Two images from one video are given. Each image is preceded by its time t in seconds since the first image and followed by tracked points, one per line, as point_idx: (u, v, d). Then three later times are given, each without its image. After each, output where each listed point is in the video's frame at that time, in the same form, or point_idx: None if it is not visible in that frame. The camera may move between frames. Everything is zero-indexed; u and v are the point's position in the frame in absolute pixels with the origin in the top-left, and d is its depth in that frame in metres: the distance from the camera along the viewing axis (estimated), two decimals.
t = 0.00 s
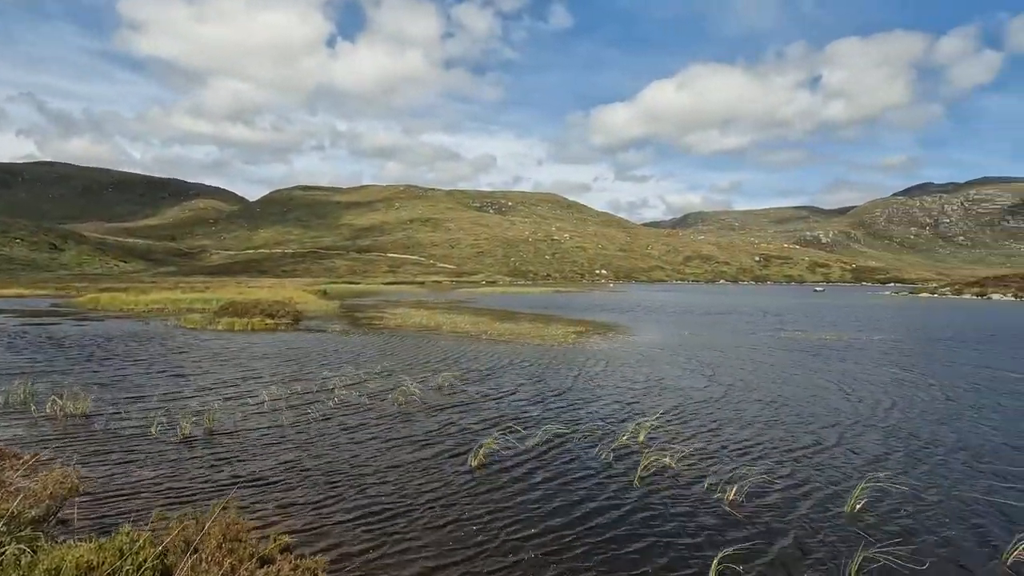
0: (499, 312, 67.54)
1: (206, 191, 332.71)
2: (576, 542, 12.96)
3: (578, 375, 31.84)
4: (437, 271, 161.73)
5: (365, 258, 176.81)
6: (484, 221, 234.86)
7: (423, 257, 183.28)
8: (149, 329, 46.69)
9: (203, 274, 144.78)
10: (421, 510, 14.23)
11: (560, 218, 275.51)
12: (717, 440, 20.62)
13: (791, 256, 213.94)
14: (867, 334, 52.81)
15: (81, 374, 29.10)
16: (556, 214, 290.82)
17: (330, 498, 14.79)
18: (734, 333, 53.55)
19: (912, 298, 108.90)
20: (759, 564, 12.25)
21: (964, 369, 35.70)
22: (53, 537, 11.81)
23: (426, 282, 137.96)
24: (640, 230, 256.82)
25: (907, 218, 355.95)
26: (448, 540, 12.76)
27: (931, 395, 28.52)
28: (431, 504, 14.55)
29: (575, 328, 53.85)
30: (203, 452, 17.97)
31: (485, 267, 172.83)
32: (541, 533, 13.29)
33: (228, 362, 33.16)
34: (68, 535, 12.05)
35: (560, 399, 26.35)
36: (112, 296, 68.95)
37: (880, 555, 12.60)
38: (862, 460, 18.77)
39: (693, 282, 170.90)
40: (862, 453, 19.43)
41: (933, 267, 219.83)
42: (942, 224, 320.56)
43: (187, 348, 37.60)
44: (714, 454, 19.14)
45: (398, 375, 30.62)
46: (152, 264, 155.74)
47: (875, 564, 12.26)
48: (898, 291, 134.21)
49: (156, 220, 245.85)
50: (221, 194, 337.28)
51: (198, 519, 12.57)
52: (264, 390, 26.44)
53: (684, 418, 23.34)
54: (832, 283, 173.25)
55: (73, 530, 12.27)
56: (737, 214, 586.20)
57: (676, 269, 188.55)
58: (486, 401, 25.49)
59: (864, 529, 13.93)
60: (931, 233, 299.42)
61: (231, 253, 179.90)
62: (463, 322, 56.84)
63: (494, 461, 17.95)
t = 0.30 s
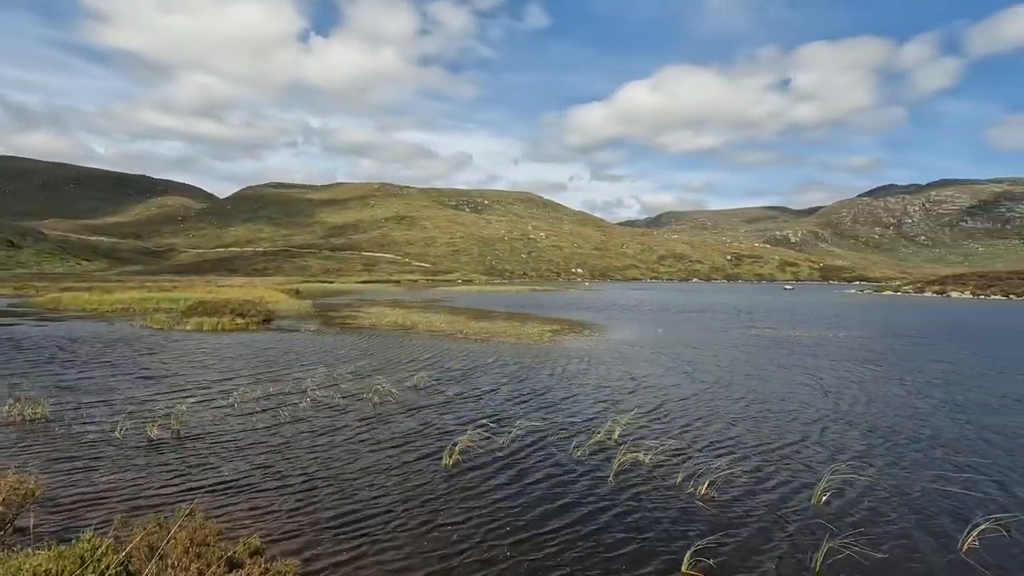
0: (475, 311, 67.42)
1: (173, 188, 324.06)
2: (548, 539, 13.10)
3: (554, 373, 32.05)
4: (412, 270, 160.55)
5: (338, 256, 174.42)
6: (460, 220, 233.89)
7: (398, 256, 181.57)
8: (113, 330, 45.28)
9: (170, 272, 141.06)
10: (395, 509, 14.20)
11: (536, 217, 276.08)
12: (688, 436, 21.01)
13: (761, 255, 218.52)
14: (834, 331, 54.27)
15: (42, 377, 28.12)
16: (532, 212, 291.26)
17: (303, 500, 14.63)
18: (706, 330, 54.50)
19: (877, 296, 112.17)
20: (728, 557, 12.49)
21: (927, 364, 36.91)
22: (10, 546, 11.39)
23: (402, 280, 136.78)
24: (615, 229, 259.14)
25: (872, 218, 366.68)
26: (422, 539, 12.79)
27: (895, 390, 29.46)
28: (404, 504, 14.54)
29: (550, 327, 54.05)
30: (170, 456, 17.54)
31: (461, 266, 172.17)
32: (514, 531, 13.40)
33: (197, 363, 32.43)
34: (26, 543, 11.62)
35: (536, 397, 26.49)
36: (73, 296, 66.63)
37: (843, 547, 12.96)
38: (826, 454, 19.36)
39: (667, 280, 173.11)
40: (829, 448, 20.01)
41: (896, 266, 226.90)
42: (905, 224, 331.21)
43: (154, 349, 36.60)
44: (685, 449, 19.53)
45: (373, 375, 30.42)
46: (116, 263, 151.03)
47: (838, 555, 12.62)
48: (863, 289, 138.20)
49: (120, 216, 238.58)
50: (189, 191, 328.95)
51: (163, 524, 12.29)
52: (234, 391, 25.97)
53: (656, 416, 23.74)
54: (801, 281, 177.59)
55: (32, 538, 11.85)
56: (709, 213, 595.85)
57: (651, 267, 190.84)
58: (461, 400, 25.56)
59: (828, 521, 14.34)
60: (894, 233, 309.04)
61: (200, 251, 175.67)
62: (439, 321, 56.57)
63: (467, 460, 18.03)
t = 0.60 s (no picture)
0: (450, 310, 67.25)
1: (138, 183, 314.51)
2: (524, 536, 13.20)
3: (530, 371, 32.20)
4: (386, 268, 159.03)
5: (311, 254, 171.70)
6: (435, 217, 232.47)
7: (372, 253, 179.70)
8: (74, 330, 43.66)
9: (135, 271, 136.99)
10: (369, 510, 14.11)
11: (512, 215, 276.30)
12: (661, 432, 21.39)
13: (733, 253, 222.73)
14: (803, 328, 55.65)
15: None
16: (507, 210, 291.09)
17: (278, 502, 14.39)
18: (679, 327, 55.33)
19: (843, 293, 115.27)
20: (700, 549, 12.77)
21: (890, 359, 38.14)
22: None
23: (376, 279, 135.46)
24: (591, 227, 261.01)
25: (838, 217, 376.96)
26: (396, 539, 12.76)
27: (862, 384, 30.38)
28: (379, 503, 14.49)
29: (526, 325, 54.22)
30: (137, 459, 17.13)
31: (436, 264, 171.25)
32: (489, 529, 13.46)
33: (164, 364, 31.62)
34: None
35: (512, 395, 26.60)
36: (30, 295, 63.94)
37: (812, 537, 13.36)
38: (795, 447, 19.92)
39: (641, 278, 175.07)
40: (796, 441, 20.61)
41: (861, 264, 233.76)
42: (869, 224, 341.58)
43: (117, 350, 35.45)
44: (659, 445, 19.89)
45: (348, 374, 30.12)
46: (77, 261, 145.95)
47: (806, 543, 13.08)
48: (830, 286, 142.02)
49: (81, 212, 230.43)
50: (155, 187, 319.87)
51: (126, 530, 12.00)
52: (204, 392, 25.46)
53: (631, 412, 24.09)
54: (771, 279, 181.57)
55: None
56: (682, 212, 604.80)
57: (625, 266, 192.81)
58: (438, 399, 25.50)
59: (797, 512, 14.77)
60: (859, 232, 318.29)
61: (167, 249, 170.97)
62: (414, 319, 56.11)
63: (443, 458, 18.08)
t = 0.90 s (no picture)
0: (426, 309, 66.80)
1: (101, 179, 304.33)
2: (498, 534, 13.31)
3: (506, 370, 32.29)
4: (360, 267, 157.23)
5: (282, 252, 168.61)
6: (409, 216, 230.52)
7: (345, 252, 177.36)
8: (33, 331, 42.14)
9: (97, 270, 132.56)
10: (341, 512, 14.03)
11: (488, 214, 275.69)
12: (633, 429, 21.70)
13: (705, 252, 226.36)
14: (772, 325, 56.95)
15: None
16: (482, 209, 290.44)
17: (251, 508, 14.10)
18: (653, 325, 56.07)
19: (810, 291, 118.27)
20: (671, 542, 13.11)
21: (855, 355, 39.35)
22: None
23: (350, 277, 133.78)
24: (566, 226, 262.14)
25: (805, 218, 386.88)
26: (368, 541, 12.70)
27: (828, 380, 31.26)
28: (351, 505, 14.43)
29: (502, 323, 54.27)
30: (102, 465, 16.65)
31: (411, 263, 169.92)
32: (462, 529, 13.52)
33: (129, 365, 30.74)
34: None
35: (488, 393, 26.69)
36: None
37: (777, 530, 13.79)
38: (763, 442, 20.43)
39: (615, 277, 176.71)
40: (764, 435, 21.21)
41: (827, 263, 240.23)
42: (835, 224, 351.12)
43: (80, 351, 34.35)
44: (630, 442, 20.21)
45: (320, 375, 29.72)
46: (36, 260, 140.59)
47: (773, 535, 13.51)
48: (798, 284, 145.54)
49: (40, 208, 221.96)
50: (119, 183, 309.97)
51: (88, 538, 11.67)
52: (169, 394, 24.84)
53: (603, 410, 24.38)
54: (742, 278, 185.12)
55: None
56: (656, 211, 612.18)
57: (599, 265, 194.21)
58: (412, 399, 25.38)
59: (764, 506, 15.20)
60: (826, 231, 327.22)
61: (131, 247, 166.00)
62: (389, 319, 55.59)
63: (417, 458, 18.08)
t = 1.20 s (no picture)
0: (399, 309, 66.30)
1: (61, 177, 294.00)
2: (476, 537, 13.31)
3: (481, 370, 32.31)
4: (333, 266, 155.12)
5: (252, 252, 165.29)
6: (383, 215, 228.39)
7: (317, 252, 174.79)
8: None
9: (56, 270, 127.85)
10: (311, 517, 13.90)
11: (462, 214, 274.91)
12: (606, 427, 22.03)
13: (677, 252, 229.80)
14: (742, 324, 58.20)
15: None
16: (457, 209, 289.53)
17: (223, 516, 13.74)
18: (626, 324, 56.71)
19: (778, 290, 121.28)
20: (644, 538, 13.37)
21: (821, 353, 40.47)
22: None
23: (323, 277, 131.91)
24: (541, 226, 263.10)
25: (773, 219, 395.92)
26: (337, 545, 12.62)
27: (796, 376, 32.14)
28: (322, 509, 14.34)
29: (477, 323, 54.26)
30: (67, 473, 16.09)
31: (385, 262, 168.40)
32: (436, 531, 13.53)
33: (92, 369, 29.80)
34: None
35: (463, 394, 26.69)
36: None
37: (747, 524, 14.16)
38: (733, 439, 20.94)
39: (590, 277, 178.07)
40: (734, 432, 21.70)
41: (795, 263, 246.39)
42: (802, 225, 360.39)
43: (38, 355, 33.14)
44: (604, 440, 20.51)
45: (291, 377, 29.28)
46: None
47: (742, 529, 13.88)
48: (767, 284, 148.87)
49: None
50: (80, 181, 299.75)
51: (48, 551, 11.25)
52: (134, 398, 24.18)
53: (578, 409, 24.63)
54: (713, 277, 188.54)
55: None
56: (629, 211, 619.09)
57: (574, 264, 195.46)
58: (385, 400, 25.27)
59: (734, 500, 15.60)
60: (793, 232, 335.57)
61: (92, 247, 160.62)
62: (362, 319, 54.98)
63: (389, 460, 18.04)
